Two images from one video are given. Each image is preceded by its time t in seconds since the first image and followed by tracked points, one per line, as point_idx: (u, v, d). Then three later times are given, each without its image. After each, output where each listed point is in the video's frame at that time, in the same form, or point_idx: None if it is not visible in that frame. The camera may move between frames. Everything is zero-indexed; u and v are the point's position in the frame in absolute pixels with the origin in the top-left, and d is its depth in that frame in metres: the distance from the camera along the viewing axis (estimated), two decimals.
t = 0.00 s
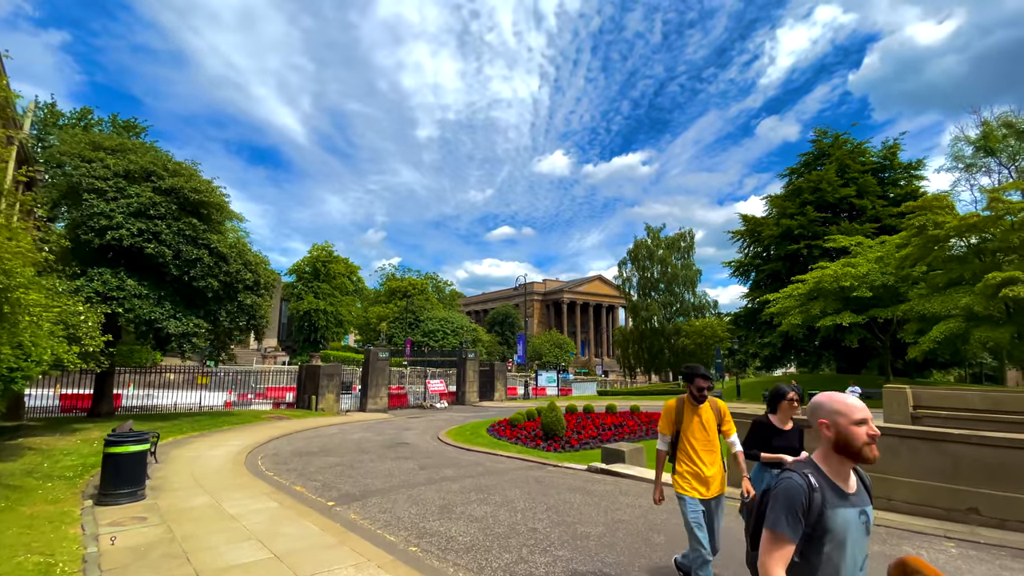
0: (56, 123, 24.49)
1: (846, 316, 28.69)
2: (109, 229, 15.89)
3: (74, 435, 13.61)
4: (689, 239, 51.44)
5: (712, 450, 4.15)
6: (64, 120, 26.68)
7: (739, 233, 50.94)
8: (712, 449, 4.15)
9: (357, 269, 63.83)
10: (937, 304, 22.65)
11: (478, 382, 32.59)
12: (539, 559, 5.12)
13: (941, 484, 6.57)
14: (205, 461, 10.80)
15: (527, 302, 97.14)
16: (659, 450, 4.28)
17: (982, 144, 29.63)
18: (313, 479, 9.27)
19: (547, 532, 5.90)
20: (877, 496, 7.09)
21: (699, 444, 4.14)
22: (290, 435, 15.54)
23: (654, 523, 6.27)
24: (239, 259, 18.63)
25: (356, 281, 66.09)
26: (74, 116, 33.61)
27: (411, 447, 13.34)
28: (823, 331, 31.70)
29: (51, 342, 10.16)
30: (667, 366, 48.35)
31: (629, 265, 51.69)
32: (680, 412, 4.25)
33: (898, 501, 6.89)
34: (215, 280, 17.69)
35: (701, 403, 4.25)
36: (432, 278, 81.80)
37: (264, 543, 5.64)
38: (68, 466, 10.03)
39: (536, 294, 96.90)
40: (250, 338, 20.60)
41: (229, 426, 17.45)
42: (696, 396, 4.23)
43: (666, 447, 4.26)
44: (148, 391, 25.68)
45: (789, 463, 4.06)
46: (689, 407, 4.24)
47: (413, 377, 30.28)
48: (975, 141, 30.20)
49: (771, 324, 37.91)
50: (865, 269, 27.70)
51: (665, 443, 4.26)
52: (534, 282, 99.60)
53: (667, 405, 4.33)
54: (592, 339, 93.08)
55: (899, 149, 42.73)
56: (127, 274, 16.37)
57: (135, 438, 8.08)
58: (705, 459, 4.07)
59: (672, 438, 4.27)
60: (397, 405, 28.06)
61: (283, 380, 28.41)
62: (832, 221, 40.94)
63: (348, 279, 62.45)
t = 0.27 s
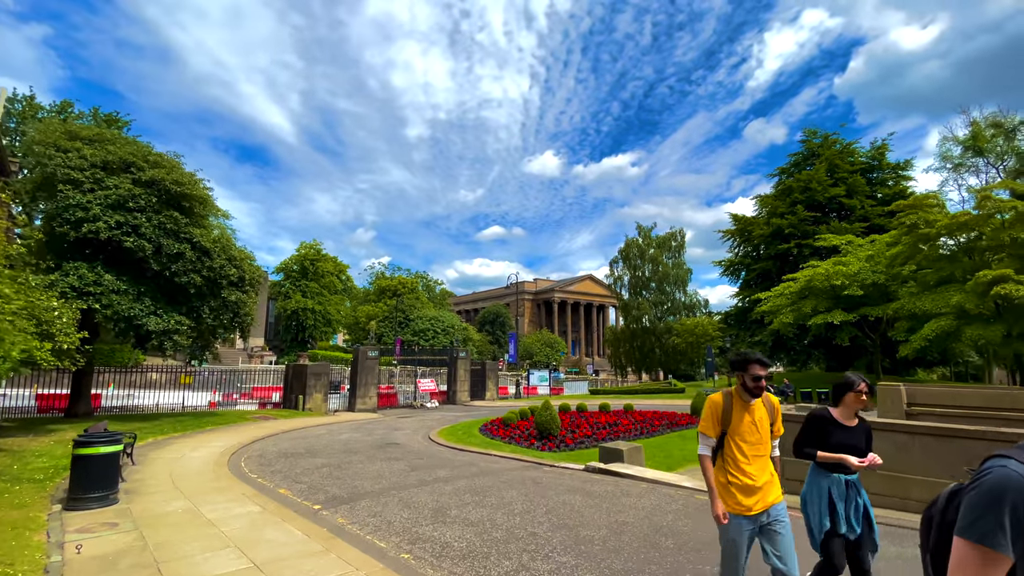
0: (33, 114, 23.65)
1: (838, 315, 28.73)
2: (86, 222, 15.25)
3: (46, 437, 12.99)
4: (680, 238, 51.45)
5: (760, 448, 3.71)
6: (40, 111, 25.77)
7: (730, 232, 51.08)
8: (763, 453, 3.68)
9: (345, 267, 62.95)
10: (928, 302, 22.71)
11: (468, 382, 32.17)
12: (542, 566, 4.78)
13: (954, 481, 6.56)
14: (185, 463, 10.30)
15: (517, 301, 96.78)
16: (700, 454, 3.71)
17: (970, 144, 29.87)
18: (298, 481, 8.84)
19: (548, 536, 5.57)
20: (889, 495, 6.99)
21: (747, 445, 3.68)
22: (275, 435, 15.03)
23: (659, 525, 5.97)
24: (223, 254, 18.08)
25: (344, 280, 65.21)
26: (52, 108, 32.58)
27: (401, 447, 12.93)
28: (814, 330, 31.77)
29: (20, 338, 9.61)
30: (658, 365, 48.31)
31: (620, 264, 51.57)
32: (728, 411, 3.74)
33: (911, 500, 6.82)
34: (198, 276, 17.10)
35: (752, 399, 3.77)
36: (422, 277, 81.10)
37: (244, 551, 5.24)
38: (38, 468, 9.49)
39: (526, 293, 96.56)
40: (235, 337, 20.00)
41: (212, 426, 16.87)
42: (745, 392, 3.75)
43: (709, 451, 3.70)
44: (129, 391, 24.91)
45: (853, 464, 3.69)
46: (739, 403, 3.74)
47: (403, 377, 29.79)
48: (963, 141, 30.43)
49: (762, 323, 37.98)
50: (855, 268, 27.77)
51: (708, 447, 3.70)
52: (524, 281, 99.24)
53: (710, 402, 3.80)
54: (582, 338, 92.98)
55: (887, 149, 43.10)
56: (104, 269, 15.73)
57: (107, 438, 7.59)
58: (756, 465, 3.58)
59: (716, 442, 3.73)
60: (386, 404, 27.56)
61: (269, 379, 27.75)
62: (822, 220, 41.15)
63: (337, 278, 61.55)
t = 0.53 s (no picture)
0: (6, 103, 22.73)
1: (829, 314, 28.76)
2: (61, 214, 14.56)
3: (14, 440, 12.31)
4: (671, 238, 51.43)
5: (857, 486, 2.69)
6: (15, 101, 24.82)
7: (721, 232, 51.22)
8: (861, 491, 2.68)
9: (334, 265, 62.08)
10: (920, 301, 22.74)
11: (459, 381, 31.71)
12: None
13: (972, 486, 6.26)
14: (161, 467, 9.73)
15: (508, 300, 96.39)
16: (778, 486, 2.62)
17: (959, 145, 30.07)
18: (281, 487, 8.34)
19: (551, 548, 5.15)
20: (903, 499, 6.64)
21: (840, 479, 2.67)
22: (259, 437, 14.46)
23: (668, 534, 5.58)
24: (205, 249, 17.47)
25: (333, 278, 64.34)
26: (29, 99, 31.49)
27: (390, 449, 12.46)
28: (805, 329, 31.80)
29: None
30: (649, 364, 48.22)
31: (612, 263, 51.42)
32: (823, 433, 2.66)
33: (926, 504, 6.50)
34: (178, 271, 16.44)
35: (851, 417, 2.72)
36: (412, 276, 80.38)
37: (219, 566, 4.78)
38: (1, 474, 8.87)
39: (517, 293, 96.23)
40: (218, 335, 19.34)
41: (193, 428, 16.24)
42: (846, 408, 2.68)
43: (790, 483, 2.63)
44: (108, 391, 24.11)
45: (946, 493, 2.99)
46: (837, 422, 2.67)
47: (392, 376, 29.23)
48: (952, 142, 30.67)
49: (753, 322, 38.04)
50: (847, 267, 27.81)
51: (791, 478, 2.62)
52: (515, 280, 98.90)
53: (799, 417, 2.68)
54: (573, 337, 92.95)
55: (876, 150, 43.42)
56: (80, 263, 15.04)
57: (74, 442, 7.02)
58: (855, 510, 2.59)
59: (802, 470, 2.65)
60: (375, 404, 27.01)
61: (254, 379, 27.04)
62: (813, 220, 41.32)
63: (325, 276, 60.65)
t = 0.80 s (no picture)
0: None
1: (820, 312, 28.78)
2: (32, 204, 13.85)
3: None
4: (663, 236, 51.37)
5: None
6: None
7: (711, 230, 51.25)
8: None
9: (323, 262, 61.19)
10: (911, 299, 22.72)
11: (450, 379, 31.27)
12: None
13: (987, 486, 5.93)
14: (135, 469, 9.21)
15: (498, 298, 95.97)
16: (899, 501, 2.08)
17: (949, 144, 30.23)
18: (262, 490, 7.88)
19: (550, 557, 4.77)
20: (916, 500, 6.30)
21: (1009, 506, 1.95)
22: (242, 437, 13.91)
23: (675, 541, 5.25)
24: (186, 242, 16.84)
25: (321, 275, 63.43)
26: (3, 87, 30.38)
27: (378, 449, 12.01)
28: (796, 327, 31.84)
29: None
30: (640, 362, 48.16)
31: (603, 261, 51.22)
32: (979, 437, 1.98)
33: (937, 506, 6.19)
34: (157, 265, 15.75)
35: None
36: (402, 273, 79.62)
37: None
38: None
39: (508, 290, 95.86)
40: (200, 331, 18.70)
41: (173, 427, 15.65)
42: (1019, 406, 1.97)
43: (918, 500, 2.04)
44: (86, 390, 23.29)
45: None
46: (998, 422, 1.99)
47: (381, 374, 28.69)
48: (942, 141, 30.82)
49: (743, 320, 38.07)
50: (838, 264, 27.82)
51: (920, 494, 2.03)
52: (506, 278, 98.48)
53: (942, 416, 2.04)
54: (563, 335, 92.79)
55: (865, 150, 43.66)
56: (53, 255, 14.36)
57: (31, 445, 6.53)
58: None
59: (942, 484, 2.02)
60: (364, 402, 26.48)
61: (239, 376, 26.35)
62: (803, 219, 41.45)
63: (314, 273, 59.75)
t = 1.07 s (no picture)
0: None
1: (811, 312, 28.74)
2: None
3: None
4: (654, 235, 51.27)
5: None
6: None
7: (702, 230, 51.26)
8: None
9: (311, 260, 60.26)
10: (902, 299, 22.69)
11: (440, 379, 30.75)
12: None
13: (1008, 492, 5.59)
14: (104, 475, 8.62)
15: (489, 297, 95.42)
16: None
17: (937, 145, 30.41)
18: (239, 498, 7.37)
19: None
20: (931, 508, 5.99)
21: None
22: (222, 439, 13.32)
23: (686, 554, 4.84)
24: (165, 236, 16.19)
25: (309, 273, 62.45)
26: None
27: (365, 452, 11.51)
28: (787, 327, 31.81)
29: None
30: (631, 362, 48.01)
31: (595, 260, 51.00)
32: None
33: (955, 513, 5.85)
34: (134, 261, 15.05)
35: None
36: (392, 272, 78.80)
37: None
38: None
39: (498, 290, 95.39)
40: (180, 329, 18.02)
41: (151, 429, 15.00)
42: None
43: None
44: (61, 390, 22.42)
45: None
46: None
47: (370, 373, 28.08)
48: (931, 142, 31.00)
49: (734, 320, 38.03)
50: (829, 264, 27.77)
51: None
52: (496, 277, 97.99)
53: None
54: (554, 335, 92.50)
55: (854, 151, 43.91)
56: (22, 249, 13.66)
57: None
58: None
59: None
60: (352, 403, 25.87)
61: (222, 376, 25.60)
62: (793, 219, 41.54)
63: (301, 271, 58.79)
